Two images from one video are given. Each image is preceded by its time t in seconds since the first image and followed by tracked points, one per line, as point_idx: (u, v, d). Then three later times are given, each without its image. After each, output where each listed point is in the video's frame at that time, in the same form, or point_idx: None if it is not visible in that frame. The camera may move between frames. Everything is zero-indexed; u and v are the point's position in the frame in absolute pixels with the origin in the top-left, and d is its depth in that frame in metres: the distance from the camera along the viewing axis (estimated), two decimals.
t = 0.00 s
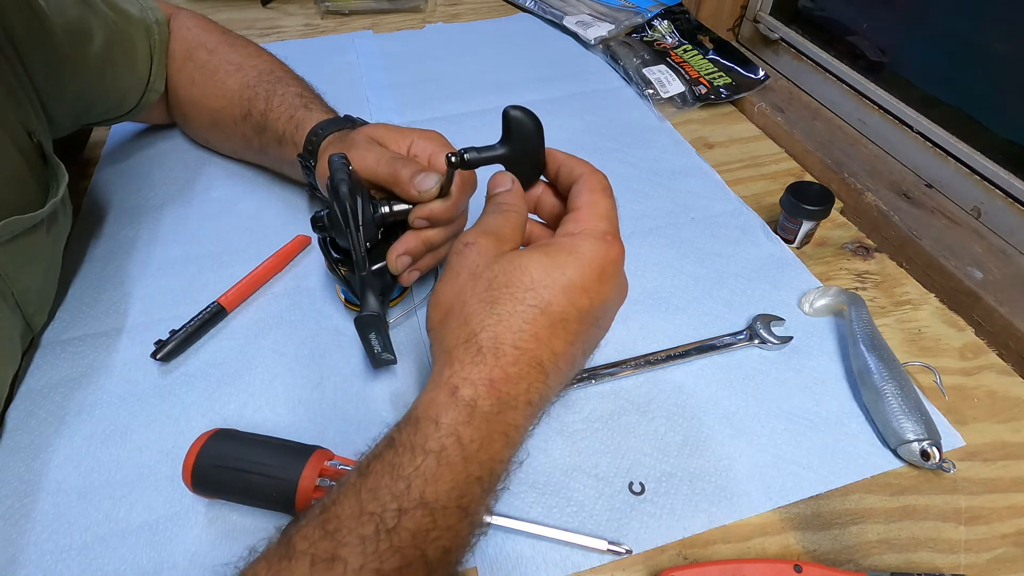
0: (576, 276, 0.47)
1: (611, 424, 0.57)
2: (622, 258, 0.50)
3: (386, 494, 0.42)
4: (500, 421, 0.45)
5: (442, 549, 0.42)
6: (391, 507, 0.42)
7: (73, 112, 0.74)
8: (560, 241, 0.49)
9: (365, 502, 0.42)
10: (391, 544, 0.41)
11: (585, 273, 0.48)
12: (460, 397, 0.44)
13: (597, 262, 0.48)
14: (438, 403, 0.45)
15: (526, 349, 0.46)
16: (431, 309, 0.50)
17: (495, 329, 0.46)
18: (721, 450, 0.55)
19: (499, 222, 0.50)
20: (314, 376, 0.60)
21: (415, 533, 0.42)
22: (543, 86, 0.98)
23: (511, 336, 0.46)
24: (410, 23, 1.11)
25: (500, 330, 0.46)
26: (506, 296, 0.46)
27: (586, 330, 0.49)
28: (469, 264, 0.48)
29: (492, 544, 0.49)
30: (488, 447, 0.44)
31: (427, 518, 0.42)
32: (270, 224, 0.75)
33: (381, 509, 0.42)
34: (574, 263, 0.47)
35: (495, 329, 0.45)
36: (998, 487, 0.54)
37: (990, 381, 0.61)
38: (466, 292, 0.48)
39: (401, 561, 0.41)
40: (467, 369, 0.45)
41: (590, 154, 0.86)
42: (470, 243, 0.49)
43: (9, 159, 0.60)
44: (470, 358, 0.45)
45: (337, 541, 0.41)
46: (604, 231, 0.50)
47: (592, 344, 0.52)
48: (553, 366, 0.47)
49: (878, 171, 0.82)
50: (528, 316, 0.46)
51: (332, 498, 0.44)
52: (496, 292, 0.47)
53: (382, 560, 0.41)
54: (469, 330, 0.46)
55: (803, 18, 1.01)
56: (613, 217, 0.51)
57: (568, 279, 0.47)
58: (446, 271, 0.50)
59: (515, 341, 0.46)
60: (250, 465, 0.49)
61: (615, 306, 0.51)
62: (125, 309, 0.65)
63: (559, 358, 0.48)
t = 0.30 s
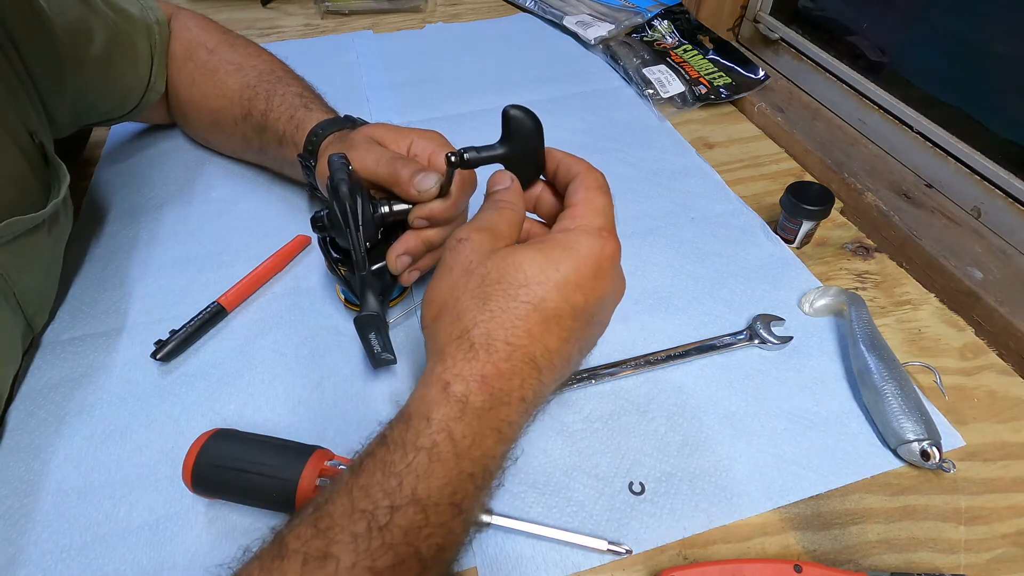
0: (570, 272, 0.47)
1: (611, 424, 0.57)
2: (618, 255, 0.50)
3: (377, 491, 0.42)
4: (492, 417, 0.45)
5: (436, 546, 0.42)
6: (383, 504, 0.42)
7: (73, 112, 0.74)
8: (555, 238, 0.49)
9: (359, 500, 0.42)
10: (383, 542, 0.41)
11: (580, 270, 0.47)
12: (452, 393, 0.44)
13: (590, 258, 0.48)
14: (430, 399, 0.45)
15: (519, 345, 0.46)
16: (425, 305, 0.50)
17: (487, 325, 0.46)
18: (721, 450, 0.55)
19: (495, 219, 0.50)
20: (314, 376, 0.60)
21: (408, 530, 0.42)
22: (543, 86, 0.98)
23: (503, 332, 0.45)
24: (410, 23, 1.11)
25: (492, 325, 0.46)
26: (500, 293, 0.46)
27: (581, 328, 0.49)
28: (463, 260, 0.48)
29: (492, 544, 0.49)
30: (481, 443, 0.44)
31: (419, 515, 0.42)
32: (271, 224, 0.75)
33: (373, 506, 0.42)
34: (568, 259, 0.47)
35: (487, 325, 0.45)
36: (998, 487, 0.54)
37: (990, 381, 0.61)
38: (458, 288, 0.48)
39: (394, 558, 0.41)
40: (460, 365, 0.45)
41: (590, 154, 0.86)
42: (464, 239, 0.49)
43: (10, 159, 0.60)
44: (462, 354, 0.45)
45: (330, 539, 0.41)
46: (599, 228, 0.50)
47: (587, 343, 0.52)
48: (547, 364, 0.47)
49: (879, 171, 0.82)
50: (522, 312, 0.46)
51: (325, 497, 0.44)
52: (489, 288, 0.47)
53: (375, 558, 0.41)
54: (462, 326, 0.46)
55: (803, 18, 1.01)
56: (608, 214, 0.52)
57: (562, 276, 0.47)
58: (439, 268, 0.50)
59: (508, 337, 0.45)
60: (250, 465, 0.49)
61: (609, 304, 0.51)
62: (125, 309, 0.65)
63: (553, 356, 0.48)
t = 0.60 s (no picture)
0: (590, 284, 0.46)
1: (611, 424, 0.57)
2: (639, 267, 0.49)
3: (376, 503, 0.42)
4: (496, 429, 0.44)
5: (436, 558, 0.43)
6: (382, 517, 0.42)
7: (73, 112, 0.74)
8: (574, 241, 0.47)
9: (356, 512, 0.42)
10: (382, 556, 0.41)
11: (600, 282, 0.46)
12: (457, 405, 0.43)
13: (612, 268, 0.47)
14: (432, 407, 0.44)
15: (532, 357, 0.45)
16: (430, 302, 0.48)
17: (500, 336, 0.44)
18: (721, 450, 0.55)
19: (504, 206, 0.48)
20: (314, 376, 0.60)
21: (408, 544, 0.42)
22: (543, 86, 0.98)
23: (516, 344, 0.44)
24: (410, 23, 1.11)
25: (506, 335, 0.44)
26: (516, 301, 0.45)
27: (591, 336, 0.49)
28: (474, 260, 0.46)
29: (492, 544, 0.49)
30: (483, 455, 0.44)
31: (420, 528, 0.42)
32: (271, 224, 0.75)
33: (371, 519, 0.42)
34: (589, 270, 0.46)
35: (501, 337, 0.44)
36: (999, 487, 0.54)
37: (990, 381, 0.61)
38: (470, 293, 0.45)
39: (394, 571, 0.41)
40: (469, 376, 0.44)
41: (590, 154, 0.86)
42: (473, 230, 0.46)
43: (10, 160, 0.60)
44: (470, 363, 0.44)
45: (325, 552, 0.41)
46: (624, 236, 0.49)
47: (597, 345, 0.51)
48: (555, 374, 0.47)
49: (879, 171, 0.82)
50: (538, 324, 0.45)
51: (321, 504, 0.44)
52: (505, 295, 0.45)
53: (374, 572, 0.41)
54: (475, 335, 0.45)
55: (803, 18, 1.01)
56: (632, 218, 0.50)
57: (581, 287, 0.46)
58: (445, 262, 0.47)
59: (521, 349, 0.45)
60: (249, 465, 0.49)
61: (621, 313, 0.50)
62: (125, 309, 0.65)
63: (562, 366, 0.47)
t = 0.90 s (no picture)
0: (587, 284, 0.46)
1: (610, 424, 0.57)
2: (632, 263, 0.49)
3: (376, 505, 0.42)
4: (497, 429, 0.44)
5: (436, 559, 0.43)
6: (381, 519, 0.42)
7: (73, 112, 0.74)
8: (572, 242, 0.47)
9: (354, 514, 0.42)
10: (381, 557, 0.41)
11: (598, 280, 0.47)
12: (458, 406, 0.43)
13: (607, 265, 0.47)
14: (434, 409, 0.43)
15: (533, 357, 0.45)
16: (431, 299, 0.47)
17: (503, 337, 0.44)
18: (721, 450, 0.55)
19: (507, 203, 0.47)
20: (314, 376, 0.60)
21: (407, 545, 0.42)
22: (543, 86, 0.98)
23: (517, 346, 0.44)
24: (410, 23, 1.11)
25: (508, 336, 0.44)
26: (518, 301, 0.45)
27: (589, 335, 0.49)
28: (478, 260, 0.46)
29: (492, 544, 0.49)
30: (484, 455, 0.44)
31: (420, 528, 0.42)
32: (270, 224, 0.75)
33: (371, 520, 0.42)
34: (585, 268, 0.46)
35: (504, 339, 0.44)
36: (999, 487, 0.54)
37: (990, 381, 0.61)
38: (474, 295, 0.45)
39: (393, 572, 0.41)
40: (471, 377, 0.44)
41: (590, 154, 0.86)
42: (481, 230, 0.46)
43: (10, 159, 0.60)
44: (473, 364, 0.44)
45: (324, 554, 0.41)
46: (618, 235, 0.48)
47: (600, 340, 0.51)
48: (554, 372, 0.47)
49: (879, 171, 0.82)
50: (538, 324, 0.45)
51: (320, 505, 0.44)
52: (507, 297, 0.45)
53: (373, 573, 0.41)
54: (478, 336, 0.44)
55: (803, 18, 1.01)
56: (631, 218, 0.49)
57: (579, 287, 0.46)
58: (446, 259, 0.47)
59: (522, 350, 0.44)
60: (250, 465, 0.49)
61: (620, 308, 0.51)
62: (126, 309, 0.65)
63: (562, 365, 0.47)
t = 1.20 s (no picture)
0: (598, 294, 0.46)
1: (611, 424, 0.57)
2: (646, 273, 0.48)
3: (376, 513, 0.42)
4: (501, 437, 0.44)
5: (437, 568, 0.43)
6: (383, 527, 0.42)
7: (73, 111, 0.74)
8: (590, 249, 0.46)
9: (355, 522, 0.42)
10: (381, 566, 0.41)
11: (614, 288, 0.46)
12: (463, 414, 0.43)
13: (617, 273, 0.46)
14: (436, 416, 0.43)
15: (538, 365, 0.45)
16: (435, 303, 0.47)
17: (509, 344, 0.44)
18: (721, 450, 0.55)
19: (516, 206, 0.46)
20: (314, 377, 0.60)
21: (408, 554, 0.42)
22: (543, 86, 0.98)
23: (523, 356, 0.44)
24: (410, 23, 1.11)
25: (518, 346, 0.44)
26: (529, 313, 0.44)
27: (594, 343, 0.49)
28: (483, 262, 0.45)
29: (492, 544, 0.49)
30: (488, 465, 0.44)
31: (420, 537, 0.42)
32: (271, 224, 0.75)
33: (371, 528, 0.42)
34: (598, 280, 0.45)
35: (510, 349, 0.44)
36: (999, 487, 0.54)
37: (991, 381, 0.61)
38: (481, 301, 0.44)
39: None
40: (475, 384, 0.43)
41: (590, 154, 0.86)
42: (486, 233, 0.45)
43: (9, 158, 0.60)
44: (478, 371, 0.44)
45: (324, 562, 0.41)
46: (634, 242, 0.47)
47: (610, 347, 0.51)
48: (560, 379, 0.47)
49: (878, 171, 0.83)
50: (546, 334, 0.44)
51: (319, 511, 0.44)
52: (514, 304, 0.44)
53: None
54: (483, 343, 0.44)
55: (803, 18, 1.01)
56: (647, 226, 0.48)
57: (590, 298, 0.45)
58: (450, 261, 0.46)
59: (528, 358, 0.44)
60: (250, 465, 0.49)
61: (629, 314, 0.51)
62: (126, 309, 0.65)
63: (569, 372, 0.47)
